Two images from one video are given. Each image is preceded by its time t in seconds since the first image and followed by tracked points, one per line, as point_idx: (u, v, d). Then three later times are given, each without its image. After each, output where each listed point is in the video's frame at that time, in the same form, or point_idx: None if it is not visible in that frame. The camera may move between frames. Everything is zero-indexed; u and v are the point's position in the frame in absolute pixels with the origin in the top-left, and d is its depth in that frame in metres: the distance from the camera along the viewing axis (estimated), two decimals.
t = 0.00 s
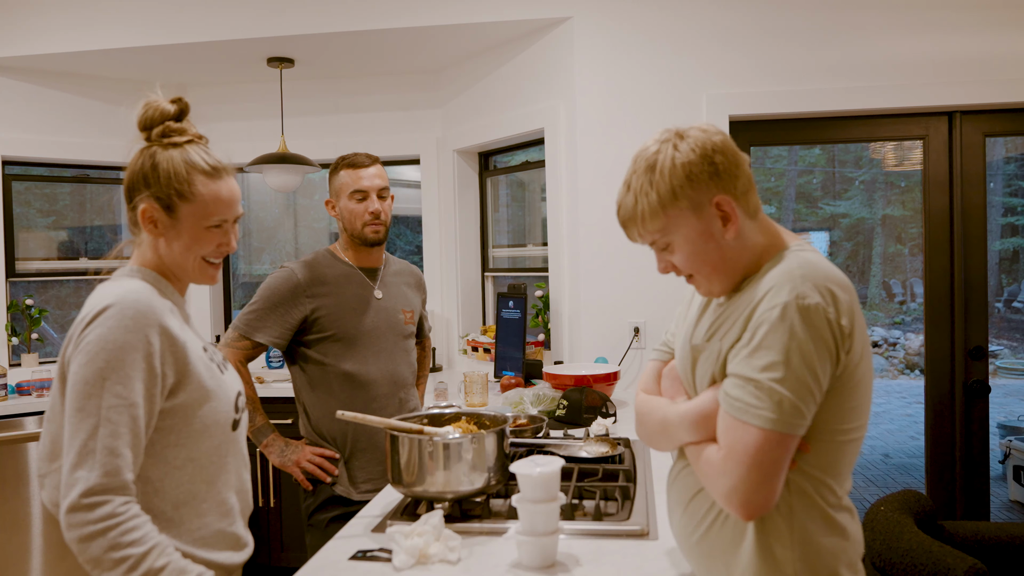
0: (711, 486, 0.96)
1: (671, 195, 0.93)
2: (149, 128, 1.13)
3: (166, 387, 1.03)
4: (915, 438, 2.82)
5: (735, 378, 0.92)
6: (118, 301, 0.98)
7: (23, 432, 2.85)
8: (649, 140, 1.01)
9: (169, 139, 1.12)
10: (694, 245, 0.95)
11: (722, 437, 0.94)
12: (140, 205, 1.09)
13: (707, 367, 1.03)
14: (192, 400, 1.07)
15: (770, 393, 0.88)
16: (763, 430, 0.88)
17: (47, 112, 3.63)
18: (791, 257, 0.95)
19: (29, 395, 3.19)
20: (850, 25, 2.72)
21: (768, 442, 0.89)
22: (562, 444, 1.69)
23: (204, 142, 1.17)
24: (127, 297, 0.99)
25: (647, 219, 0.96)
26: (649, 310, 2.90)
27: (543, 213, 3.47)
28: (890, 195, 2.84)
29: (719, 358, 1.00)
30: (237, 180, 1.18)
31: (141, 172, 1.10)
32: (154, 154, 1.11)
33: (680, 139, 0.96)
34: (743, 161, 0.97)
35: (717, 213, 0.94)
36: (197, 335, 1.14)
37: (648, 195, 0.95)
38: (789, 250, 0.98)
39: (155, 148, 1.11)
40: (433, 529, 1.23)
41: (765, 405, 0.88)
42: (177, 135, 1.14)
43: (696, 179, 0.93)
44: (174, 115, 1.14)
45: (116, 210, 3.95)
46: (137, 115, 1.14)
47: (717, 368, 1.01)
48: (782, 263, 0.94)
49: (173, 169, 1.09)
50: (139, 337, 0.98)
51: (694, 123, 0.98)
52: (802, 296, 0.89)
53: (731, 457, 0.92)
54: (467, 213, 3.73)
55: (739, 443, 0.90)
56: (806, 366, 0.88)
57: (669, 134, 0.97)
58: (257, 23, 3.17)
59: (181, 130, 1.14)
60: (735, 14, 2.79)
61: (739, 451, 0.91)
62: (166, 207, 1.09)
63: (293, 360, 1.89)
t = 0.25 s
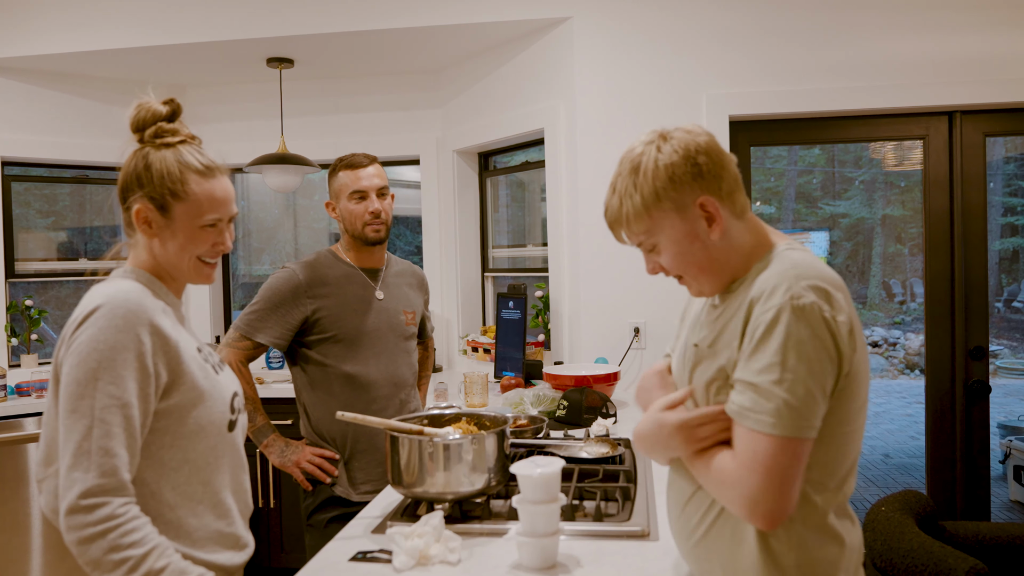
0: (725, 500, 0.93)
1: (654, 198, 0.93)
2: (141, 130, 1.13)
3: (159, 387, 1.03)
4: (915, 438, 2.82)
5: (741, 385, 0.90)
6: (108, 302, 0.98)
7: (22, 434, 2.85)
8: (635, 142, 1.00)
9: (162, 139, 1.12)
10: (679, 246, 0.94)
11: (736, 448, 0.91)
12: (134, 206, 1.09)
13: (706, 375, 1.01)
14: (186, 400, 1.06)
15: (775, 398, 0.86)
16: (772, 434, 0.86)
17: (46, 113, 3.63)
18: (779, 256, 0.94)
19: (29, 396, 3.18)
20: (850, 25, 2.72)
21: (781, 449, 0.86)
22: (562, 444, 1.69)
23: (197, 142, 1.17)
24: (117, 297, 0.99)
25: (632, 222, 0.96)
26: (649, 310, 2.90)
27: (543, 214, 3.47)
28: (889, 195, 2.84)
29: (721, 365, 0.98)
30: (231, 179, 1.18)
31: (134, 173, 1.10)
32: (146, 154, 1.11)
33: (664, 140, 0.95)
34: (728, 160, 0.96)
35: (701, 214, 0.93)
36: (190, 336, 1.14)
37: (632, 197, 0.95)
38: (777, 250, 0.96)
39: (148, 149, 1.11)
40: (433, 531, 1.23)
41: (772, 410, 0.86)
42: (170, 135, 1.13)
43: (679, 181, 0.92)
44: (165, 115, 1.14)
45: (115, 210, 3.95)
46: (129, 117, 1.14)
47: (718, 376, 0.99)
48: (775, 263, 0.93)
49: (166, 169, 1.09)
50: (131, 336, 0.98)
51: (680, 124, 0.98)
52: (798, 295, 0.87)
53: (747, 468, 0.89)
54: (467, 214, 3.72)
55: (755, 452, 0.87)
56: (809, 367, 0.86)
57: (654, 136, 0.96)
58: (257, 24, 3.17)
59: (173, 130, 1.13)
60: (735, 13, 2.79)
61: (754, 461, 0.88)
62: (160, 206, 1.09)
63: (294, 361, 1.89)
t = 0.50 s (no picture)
0: (821, 525, 0.84)
1: (640, 204, 0.93)
2: (141, 130, 1.13)
3: (160, 388, 1.03)
4: (916, 438, 2.82)
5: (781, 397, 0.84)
6: (109, 303, 0.98)
7: (22, 435, 2.85)
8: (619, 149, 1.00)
9: (161, 139, 1.12)
10: (671, 248, 0.94)
11: (813, 464, 0.83)
12: (135, 206, 1.08)
13: (716, 395, 0.96)
14: (186, 402, 1.06)
15: (829, 401, 0.80)
16: (838, 437, 0.80)
17: (46, 113, 3.62)
18: (772, 254, 0.93)
19: (28, 397, 3.18)
20: (851, 25, 2.72)
21: (857, 447, 0.80)
22: (564, 445, 1.68)
23: (196, 142, 1.17)
24: (118, 298, 0.99)
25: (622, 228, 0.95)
26: (650, 311, 2.90)
27: (543, 214, 3.47)
28: (890, 195, 2.83)
29: (733, 382, 0.93)
30: (231, 178, 1.17)
31: (134, 174, 1.09)
32: (146, 154, 1.10)
33: (648, 146, 0.95)
34: (715, 163, 0.95)
35: (689, 218, 0.92)
36: (191, 337, 1.13)
37: (619, 205, 0.95)
38: (767, 249, 0.96)
39: (147, 149, 1.11)
40: (434, 532, 1.23)
41: (828, 414, 0.80)
42: (169, 135, 1.13)
43: (663, 186, 0.92)
44: (164, 116, 1.14)
45: (115, 211, 3.94)
46: (128, 118, 1.14)
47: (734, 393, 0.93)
48: (776, 262, 0.90)
49: (166, 169, 1.09)
50: (132, 337, 0.98)
51: (663, 128, 0.98)
52: (814, 293, 0.84)
53: (838, 480, 0.81)
54: (467, 214, 3.72)
55: (835, 461, 0.81)
56: (850, 363, 0.82)
57: (639, 142, 0.96)
58: (257, 24, 3.16)
59: (172, 130, 1.13)
60: (735, 14, 2.79)
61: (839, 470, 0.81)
62: (161, 206, 1.08)
63: (297, 361, 1.89)
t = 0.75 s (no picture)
0: (851, 527, 0.83)
1: (646, 206, 0.92)
2: (148, 133, 1.12)
3: (159, 391, 1.02)
4: (917, 439, 2.81)
5: (799, 399, 0.84)
6: (106, 305, 0.98)
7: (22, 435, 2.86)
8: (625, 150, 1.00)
9: (169, 141, 1.11)
10: (679, 249, 0.93)
11: (838, 466, 0.82)
12: (141, 207, 1.07)
13: (727, 399, 0.94)
14: (186, 404, 1.06)
15: (850, 400, 0.80)
16: (863, 434, 0.80)
17: (46, 113, 3.62)
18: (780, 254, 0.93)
19: (29, 397, 3.17)
20: (852, 25, 2.71)
21: (882, 444, 0.80)
22: (567, 446, 1.68)
23: (203, 144, 1.16)
24: (115, 300, 0.99)
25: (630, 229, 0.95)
26: (651, 312, 2.90)
27: (543, 214, 3.47)
28: (890, 196, 2.83)
29: (745, 386, 0.92)
30: (236, 180, 1.17)
31: (141, 175, 1.08)
32: (154, 156, 1.10)
33: (655, 147, 0.94)
34: (721, 163, 0.94)
35: (696, 219, 0.92)
36: (190, 340, 1.13)
37: (626, 207, 0.95)
38: (775, 249, 0.95)
39: (155, 151, 1.10)
40: (436, 533, 1.22)
41: (850, 412, 0.80)
42: (177, 138, 1.12)
43: (670, 188, 0.91)
44: (172, 118, 1.13)
45: (115, 211, 3.94)
46: (135, 119, 1.13)
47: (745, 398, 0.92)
48: (783, 263, 0.90)
49: (173, 171, 1.08)
50: (130, 339, 0.98)
51: (669, 129, 0.97)
52: (825, 294, 0.84)
53: (865, 478, 0.81)
54: (468, 215, 3.72)
55: (862, 460, 0.80)
56: (864, 362, 0.81)
57: (645, 143, 0.96)
58: (257, 24, 3.16)
59: (180, 132, 1.12)
60: (736, 14, 2.79)
61: (866, 469, 0.80)
62: (167, 207, 1.08)
63: (299, 361, 1.88)
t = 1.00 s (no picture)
0: (853, 531, 0.82)
1: (658, 202, 0.92)
2: (142, 134, 1.12)
3: (165, 392, 1.02)
4: (918, 439, 2.81)
5: (806, 398, 0.83)
6: (112, 304, 0.97)
7: (22, 436, 2.89)
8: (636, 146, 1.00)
9: (163, 138, 1.11)
10: (690, 245, 0.93)
11: (840, 468, 0.82)
12: (142, 205, 1.07)
13: (733, 398, 0.94)
14: (193, 405, 1.05)
15: (856, 400, 0.79)
16: (867, 435, 0.80)
17: (46, 113, 3.61)
18: (790, 252, 0.93)
19: (29, 398, 3.17)
20: (853, 26, 2.71)
21: (885, 446, 0.80)
22: (568, 446, 1.68)
23: (198, 140, 1.16)
24: (121, 300, 0.98)
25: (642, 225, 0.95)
26: (651, 312, 2.89)
27: (543, 214, 3.47)
28: (890, 196, 2.83)
29: (752, 384, 0.91)
30: (235, 172, 1.17)
31: (138, 174, 1.09)
32: (149, 154, 1.10)
33: (667, 144, 0.94)
34: (733, 161, 0.94)
35: (707, 216, 0.92)
36: (197, 339, 1.13)
37: (637, 203, 0.95)
38: (786, 248, 0.95)
39: (151, 150, 1.10)
40: (439, 533, 1.22)
41: (854, 413, 0.80)
42: (170, 134, 1.12)
43: (682, 184, 0.91)
44: (165, 117, 1.13)
45: (115, 211, 3.94)
46: (128, 122, 1.13)
47: (752, 398, 0.92)
48: (794, 262, 0.90)
49: (170, 165, 1.08)
50: (136, 339, 0.97)
51: (681, 125, 0.97)
52: (835, 293, 0.83)
53: (867, 479, 0.80)
54: (468, 215, 3.72)
55: (863, 462, 0.80)
56: (872, 363, 0.81)
57: (657, 140, 0.96)
58: (257, 24, 3.16)
59: (173, 128, 1.13)
60: (737, 14, 2.78)
61: (867, 471, 0.80)
62: (167, 201, 1.08)
63: (300, 362, 1.88)
